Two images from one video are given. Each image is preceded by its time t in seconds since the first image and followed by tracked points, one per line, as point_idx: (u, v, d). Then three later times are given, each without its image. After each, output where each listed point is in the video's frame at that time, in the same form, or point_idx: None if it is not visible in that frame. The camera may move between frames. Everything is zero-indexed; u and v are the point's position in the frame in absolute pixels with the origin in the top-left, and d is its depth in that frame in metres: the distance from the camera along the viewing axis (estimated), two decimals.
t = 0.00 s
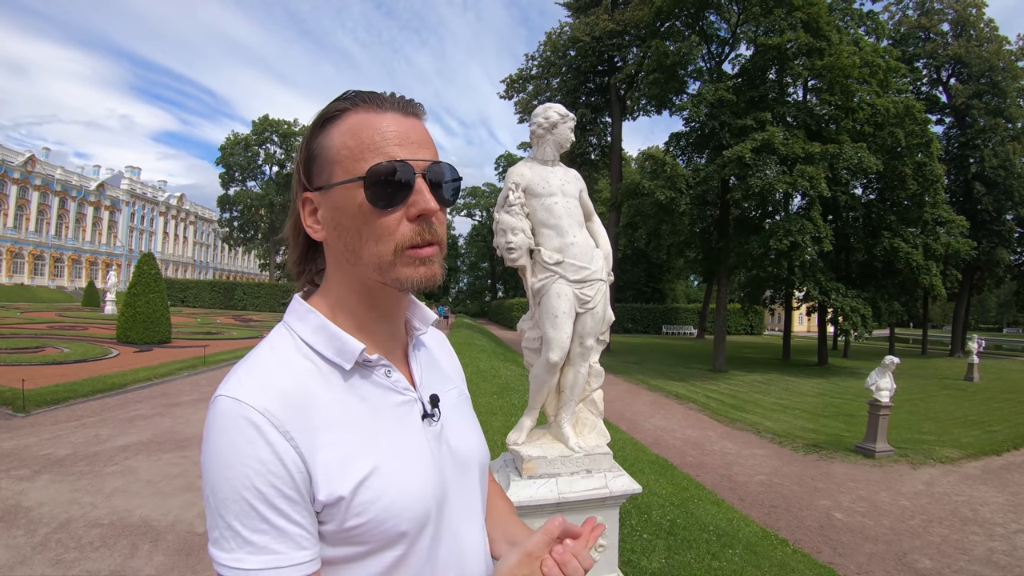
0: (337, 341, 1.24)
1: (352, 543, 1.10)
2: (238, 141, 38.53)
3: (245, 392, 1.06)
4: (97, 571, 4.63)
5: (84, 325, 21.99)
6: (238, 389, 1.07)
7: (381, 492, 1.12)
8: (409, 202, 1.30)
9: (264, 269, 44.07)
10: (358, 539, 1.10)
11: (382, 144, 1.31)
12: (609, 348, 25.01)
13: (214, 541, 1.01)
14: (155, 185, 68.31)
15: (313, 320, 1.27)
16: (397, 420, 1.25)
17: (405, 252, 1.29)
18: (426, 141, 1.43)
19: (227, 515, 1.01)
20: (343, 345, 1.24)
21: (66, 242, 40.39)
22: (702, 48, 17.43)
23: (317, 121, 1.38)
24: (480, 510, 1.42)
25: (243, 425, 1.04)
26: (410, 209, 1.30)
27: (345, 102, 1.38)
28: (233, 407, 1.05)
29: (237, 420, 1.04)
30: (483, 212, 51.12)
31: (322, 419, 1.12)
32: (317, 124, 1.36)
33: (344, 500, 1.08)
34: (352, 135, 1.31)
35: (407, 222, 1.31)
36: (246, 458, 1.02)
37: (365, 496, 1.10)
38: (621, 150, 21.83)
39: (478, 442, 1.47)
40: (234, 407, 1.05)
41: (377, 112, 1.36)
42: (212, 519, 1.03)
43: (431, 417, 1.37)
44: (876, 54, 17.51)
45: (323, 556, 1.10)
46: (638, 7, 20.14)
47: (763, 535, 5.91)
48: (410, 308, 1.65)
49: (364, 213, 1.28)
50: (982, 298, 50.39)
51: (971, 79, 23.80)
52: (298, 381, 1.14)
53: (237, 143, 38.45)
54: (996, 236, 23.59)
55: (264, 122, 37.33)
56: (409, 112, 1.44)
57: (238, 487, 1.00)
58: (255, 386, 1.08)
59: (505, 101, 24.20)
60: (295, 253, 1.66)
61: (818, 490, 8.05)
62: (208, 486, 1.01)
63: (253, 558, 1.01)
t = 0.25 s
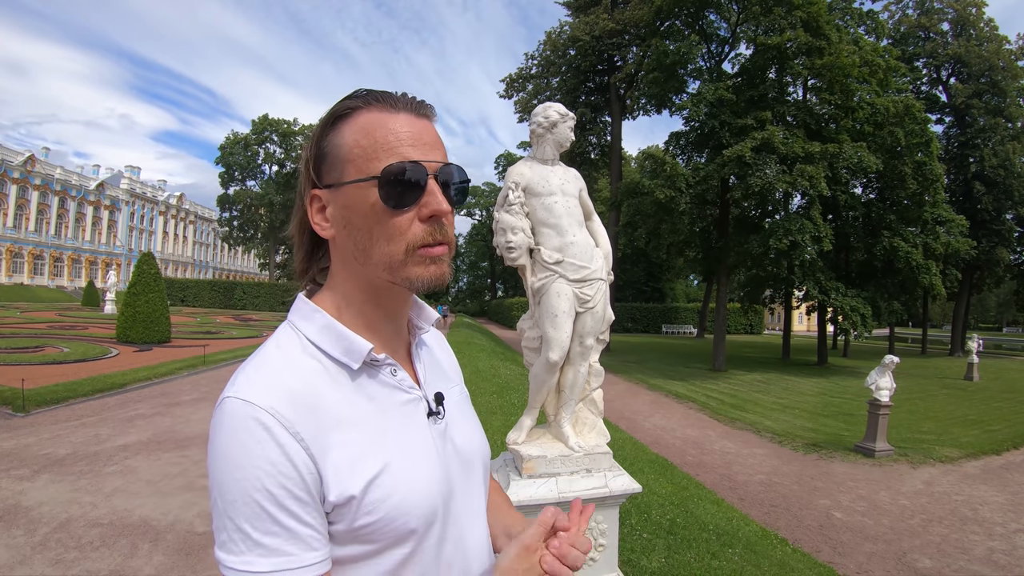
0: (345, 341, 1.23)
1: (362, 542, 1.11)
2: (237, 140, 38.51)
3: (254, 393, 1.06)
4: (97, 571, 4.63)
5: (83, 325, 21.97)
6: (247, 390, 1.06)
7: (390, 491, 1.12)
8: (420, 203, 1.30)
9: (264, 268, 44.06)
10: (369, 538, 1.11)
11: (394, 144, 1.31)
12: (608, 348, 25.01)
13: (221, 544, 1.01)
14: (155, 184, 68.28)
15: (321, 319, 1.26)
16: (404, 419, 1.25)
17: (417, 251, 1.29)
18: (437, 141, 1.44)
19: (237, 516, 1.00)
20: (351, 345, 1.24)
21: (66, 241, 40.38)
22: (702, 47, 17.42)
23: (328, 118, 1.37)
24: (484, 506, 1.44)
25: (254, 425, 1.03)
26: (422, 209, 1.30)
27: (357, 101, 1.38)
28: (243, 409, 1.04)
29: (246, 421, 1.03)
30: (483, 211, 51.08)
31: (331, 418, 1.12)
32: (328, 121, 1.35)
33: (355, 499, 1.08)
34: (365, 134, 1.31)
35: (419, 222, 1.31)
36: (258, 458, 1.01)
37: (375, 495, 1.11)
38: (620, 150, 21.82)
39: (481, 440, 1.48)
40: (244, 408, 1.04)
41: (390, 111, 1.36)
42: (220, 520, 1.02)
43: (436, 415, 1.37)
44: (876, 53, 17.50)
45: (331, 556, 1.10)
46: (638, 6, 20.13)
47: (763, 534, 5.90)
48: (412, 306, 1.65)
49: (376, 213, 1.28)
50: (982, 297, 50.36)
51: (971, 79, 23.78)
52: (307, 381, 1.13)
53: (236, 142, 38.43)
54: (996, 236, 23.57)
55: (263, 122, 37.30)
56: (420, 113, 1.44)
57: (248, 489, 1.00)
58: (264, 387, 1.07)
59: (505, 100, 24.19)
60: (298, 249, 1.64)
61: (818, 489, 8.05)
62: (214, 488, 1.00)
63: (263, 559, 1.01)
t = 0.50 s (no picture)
0: (324, 341, 1.24)
1: (335, 540, 1.10)
2: (237, 140, 38.50)
3: (230, 392, 1.05)
4: (96, 571, 4.63)
5: (83, 325, 21.95)
6: (223, 387, 1.06)
7: (366, 489, 1.12)
8: (408, 206, 1.30)
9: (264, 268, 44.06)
10: (342, 535, 1.10)
11: (384, 147, 1.31)
12: (608, 348, 25.01)
13: (191, 539, 0.99)
14: (155, 185, 68.27)
15: (302, 319, 1.26)
16: (383, 419, 1.25)
17: (403, 255, 1.29)
18: (428, 145, 1.44)
19: (208, 510, 0.99)
20: (331, 344, 1.24)
21: (66, 241, 40.35)
22: (702, 47, 17.42)
23: (320, 117, 1.37)
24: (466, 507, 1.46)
25: (230, 422, 1.03)
26: (410, 213, 1.30)
27: (349, 102, 1.38)
28: (218, 407, 1.03)
29: (220, 417, 1.02)
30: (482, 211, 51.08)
31: (308, 417, 1.12)
32: (319, 121, 1.35)
33: (328, 497, 1.08)
34: (355, 136, 1.31)
35: (406, 225, 1.30)
36: (232, 455, 1.01)
37: (349, 493, 1.10)
38: (620, 150, 21.83)
39: (462, 442, 1.48)
40: (220, 406, 1.03)
41: (382, 114, 1.37)
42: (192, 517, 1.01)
43: (415, 415, 1.37)
44: (876, 53, 17.50)
45: (303, 554, 1.10)
46: (638, 6, 20.13)
47: (763, 534, 5.91)
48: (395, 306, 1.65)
49: (364, 215, 1.28)
50: (981, 297, 50.38)
51: (971, 78, 23.79)
52: (283, 378, 1.13)
53: (236, 142, 38.42)
54: (995, 235, 23.58)
55: (263, 122, 37.30)
56: (413, 115, 1.45)
57: (221, 487, 0.99)
58: (240, 386, 1.07)
59: (505, 100, 24.20)
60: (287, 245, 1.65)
61: (818, 489, 8.05)
62: (187, 484, 0.99)
63: (231, 555, 1.00)
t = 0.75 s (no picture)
0: (297, 341, 1.22)
1: (299, 538, 1.11)
2: (237, 140, 38.49)
3: (196, 390, 1.05)
4: (96, 571, 4.62)
5: (83, 324, 21.92)
6: (189, 383, 1.05)
7: (331, 491, 1.12)
8: (385, 202, 1.30)
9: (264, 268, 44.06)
10: (306, 535, 1.11)
11: (358, 143, 1.31)
12: (609, 348, 25.00)
13: (149, 526, 1.00)
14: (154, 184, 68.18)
15: (271, 316, 1.25)
16: (350, 418, 1.24)
17: (379, 251, 1.29)
18: (405, 143, 1.43)
19: (166, 500, 1.00)
20: (303, 344, 1.23)
21: (65, 240, 40.30)
22: (702, 47, 17.41)
23: (297, 113, 1.37)
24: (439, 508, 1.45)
25: (195, 418, 1.03)
26: (386, 209, 1.30)
27: (327, 97, 1.38)
28: (184, 403, 1.03)
29: (184, 412, 1.03)
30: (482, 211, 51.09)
31: (271, 414, 1.11)
32: (295, 116, 1.35)
33: (292, 496, 1.08)
34: (330, 132, 1.31)
35: (383, 222, 1.31)
36: (195, 452, 1.01)
37: (313, 493, 1.11)
38: (620, 150, 21.84)
39: (435, 441, 1.46)
40: (186, 402, 1.03)
41: (358, 110, 1.37)
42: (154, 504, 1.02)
43: (387, 416, 1.35)
44: (876, 53, 17.51)
45: (267, 550, 1.11)
46: (638, 6, 20.13)
47: (763, 535, 5.90)
48: (373, 305, 1.63)
49: (340, 210, 1.27)
50: (981, 298, 50.37)
51: (971, 79, 23.79)
52: (247, 374, 1.13)
53: (236, 141, 38.40)
54: (995, 236, 23.59)
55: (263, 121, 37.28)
56: (390, 113, 1.45)
57: (182, 480, 1.00)
58: (207, 383, 1.06)
59: (505, 100, 24.20)
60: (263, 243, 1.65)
61: (818, 489, 8.06)
62: (148, 475, 0.99)
63: (184, 545, 1.02)
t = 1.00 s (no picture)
0: (264, 348, 1.18)
1: (267, 546, 1.11)
2: (238, 140, 38.55)
3: (164, 399, 1.04)
4: (96, 571, 4.62)
5: (84, 324, 21.94)
6: (157, 391, 1.05)
7: (300, 498, 1.11)
8: (398, 214, 1.33)
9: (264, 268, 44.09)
10: (273, 543, 1.10)
11: (370, 152, 1.29)
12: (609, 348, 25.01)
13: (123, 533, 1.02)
14: (155, 184, 68.19)
15: (245, 322, 1.21)
16: (321, 427, 1.21)
17: (393, 261, 1.33)
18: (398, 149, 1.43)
19: (138, 506, 1.01)
20: (272, 351, 1.19)
21: (66, 241, 40.35)
22: (703, 48, 17.41)
23: (305, 106, 1.30)
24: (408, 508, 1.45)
25: (162, 428, 1.03)
26: (399, 220, 1.34)
27: (335, 97, 1.34)
28: (151, 411, 1.03)
29: (153, 420, 1.03)
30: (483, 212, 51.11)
31: (240, 424, 1.08)
32: (308, 112, 1.28)
33: (260, 505, 1.07)
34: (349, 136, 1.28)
35: (395, 231, 1.34)
36: (163, 460, 1.02)
37: (283, 500, 1.10)
38: (621, 150, 21.85)
39: (403, 443, 1.46)
40: (153, 410, 1.03)
41: (367, 115, 1.35)
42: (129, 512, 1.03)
43: (356, 421, 1.33)
44: (876, 53, 17.51)
45: (233, 557, 1.11)
46: (639, 6, 20.14)
47: (764, 535, 5.90)
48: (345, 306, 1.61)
49: (367, 219, 1.27)
50: (982, 298, 50.36)
51: (972, 79, 23.78)
52: (218, 383, 1.10)
53: (237, 142, 38.47)
54: (996, 236, 23.60)
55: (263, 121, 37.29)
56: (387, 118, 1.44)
57: (150, 489, 1.01)
58: (174, 391, 1.05)
59: (506, 100, 24.22)
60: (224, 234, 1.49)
61: (819, 490, 8.05)
62: (121, 483, 1.00)
63: (157, 552, 1.03)
